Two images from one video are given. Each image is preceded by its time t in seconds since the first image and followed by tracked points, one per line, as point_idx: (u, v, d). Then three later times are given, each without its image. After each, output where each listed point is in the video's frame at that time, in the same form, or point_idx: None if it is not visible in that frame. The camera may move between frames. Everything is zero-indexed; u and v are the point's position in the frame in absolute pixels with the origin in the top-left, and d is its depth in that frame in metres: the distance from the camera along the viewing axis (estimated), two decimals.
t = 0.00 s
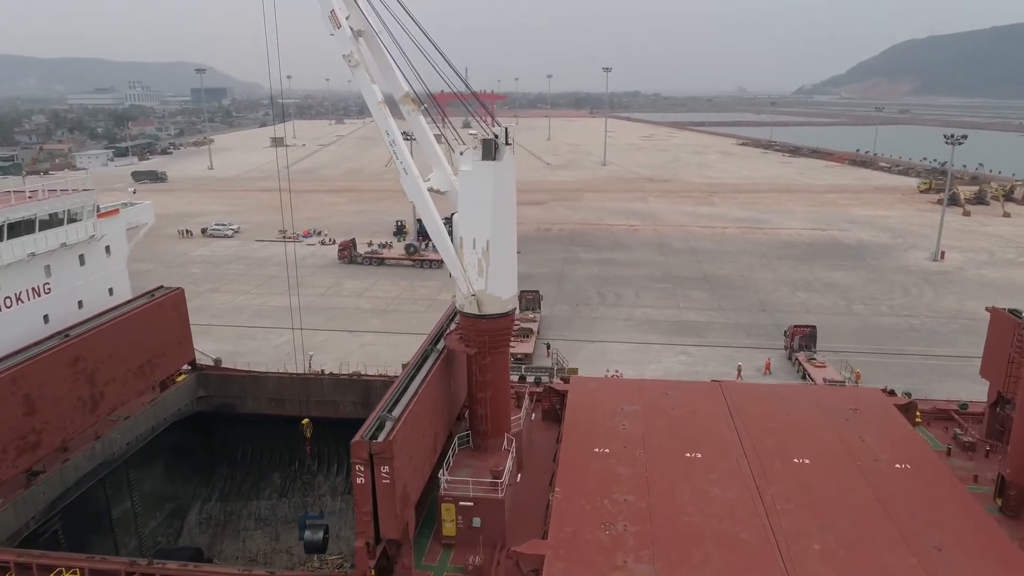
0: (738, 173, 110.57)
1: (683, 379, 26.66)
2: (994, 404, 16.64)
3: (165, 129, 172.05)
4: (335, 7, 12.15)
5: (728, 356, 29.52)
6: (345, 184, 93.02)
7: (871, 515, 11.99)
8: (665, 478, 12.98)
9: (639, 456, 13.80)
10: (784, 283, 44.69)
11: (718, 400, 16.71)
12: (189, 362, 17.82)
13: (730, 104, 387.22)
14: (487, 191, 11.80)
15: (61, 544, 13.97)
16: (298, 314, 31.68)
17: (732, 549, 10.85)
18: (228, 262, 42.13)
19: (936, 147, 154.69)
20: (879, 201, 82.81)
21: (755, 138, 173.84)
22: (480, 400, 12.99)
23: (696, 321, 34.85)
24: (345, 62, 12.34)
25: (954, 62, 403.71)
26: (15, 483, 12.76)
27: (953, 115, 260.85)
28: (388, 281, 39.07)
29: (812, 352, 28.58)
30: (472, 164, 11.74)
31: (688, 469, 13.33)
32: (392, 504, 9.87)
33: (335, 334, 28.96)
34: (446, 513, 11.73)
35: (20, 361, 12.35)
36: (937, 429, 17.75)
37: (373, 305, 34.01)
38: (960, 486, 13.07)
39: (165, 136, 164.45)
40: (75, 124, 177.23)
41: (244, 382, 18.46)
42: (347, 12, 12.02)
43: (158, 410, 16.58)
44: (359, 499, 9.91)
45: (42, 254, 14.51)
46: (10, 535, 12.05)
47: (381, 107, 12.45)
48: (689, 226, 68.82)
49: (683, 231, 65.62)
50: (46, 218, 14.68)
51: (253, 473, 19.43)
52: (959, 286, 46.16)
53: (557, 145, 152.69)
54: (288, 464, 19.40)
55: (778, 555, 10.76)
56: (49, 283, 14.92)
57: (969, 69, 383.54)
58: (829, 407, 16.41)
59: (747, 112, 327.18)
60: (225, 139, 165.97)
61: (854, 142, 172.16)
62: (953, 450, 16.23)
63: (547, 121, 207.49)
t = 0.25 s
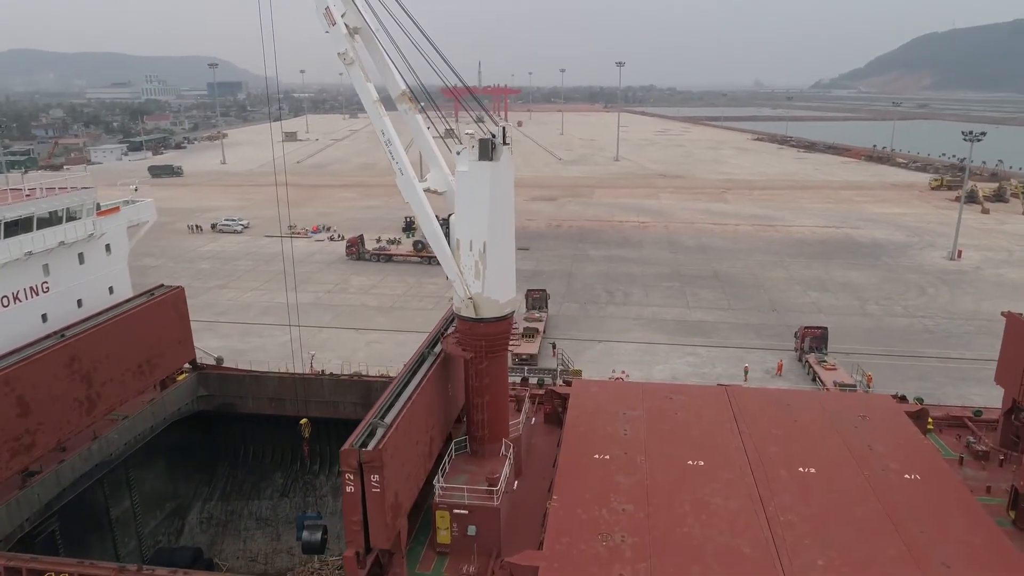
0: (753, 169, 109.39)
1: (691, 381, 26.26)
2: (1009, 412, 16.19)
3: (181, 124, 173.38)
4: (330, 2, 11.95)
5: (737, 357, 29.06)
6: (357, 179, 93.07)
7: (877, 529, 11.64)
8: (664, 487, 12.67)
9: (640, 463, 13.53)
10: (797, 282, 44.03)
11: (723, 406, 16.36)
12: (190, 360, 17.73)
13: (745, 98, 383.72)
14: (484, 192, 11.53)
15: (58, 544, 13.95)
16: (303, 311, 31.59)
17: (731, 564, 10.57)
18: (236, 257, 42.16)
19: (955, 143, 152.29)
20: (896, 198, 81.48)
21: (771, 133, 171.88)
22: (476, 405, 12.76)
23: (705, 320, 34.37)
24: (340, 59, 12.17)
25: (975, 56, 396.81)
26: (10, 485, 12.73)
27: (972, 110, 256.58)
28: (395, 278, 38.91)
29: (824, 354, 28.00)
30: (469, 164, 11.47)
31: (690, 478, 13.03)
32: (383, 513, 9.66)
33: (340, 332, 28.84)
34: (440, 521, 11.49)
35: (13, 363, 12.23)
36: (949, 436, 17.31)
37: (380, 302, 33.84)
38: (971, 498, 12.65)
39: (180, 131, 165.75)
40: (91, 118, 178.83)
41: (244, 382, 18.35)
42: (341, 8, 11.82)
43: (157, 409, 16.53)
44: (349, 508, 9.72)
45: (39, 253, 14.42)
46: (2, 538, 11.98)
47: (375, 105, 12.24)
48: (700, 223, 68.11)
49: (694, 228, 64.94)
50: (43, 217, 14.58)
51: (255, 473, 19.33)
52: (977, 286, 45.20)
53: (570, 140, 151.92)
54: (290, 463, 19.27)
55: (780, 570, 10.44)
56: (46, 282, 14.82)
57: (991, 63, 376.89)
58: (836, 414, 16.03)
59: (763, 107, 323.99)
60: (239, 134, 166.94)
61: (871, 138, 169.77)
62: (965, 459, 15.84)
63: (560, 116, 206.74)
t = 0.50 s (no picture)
0: (768, 164, 108.01)
1: (699, 383, 25.88)
2: None
3: (195, 118, 174.22)
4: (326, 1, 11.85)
5: (746, 358, 28.62)
6: (368, 174, 92.97)
7: (884, 543, 11.28)
8: (666, 497, 12.39)
9: (641, 471, 13.25)
10: (810, 282, 43.33)
11: (729, 411, 16.01)
12: (191, 359, 17.69)
13: (761, 93, 379.35)
14: (481, 193, 11.28)
15: (55, 544, 13.95)
16: (310, 309, 31.54)
17: None
18: (246, 253, 42.26)
19: (976, 138, 149.49)
20: (914, 195, 80.05)
21: (787, 128, 169.66)
22: (474, 410, 12.53)
23: (715, 321, 33.91)
24: (336, 58, 12.05)
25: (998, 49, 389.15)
26: (7, 485, 12.71)
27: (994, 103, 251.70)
28: (403, 275, 38.76)
29: (835, 356, 27.49)
30: (466, 165, 11.24)
31: (691, 487, 12.74)
32: (373, 524, 9.48)
33: (346, 330, 28.76)
34: (435, 529, 11.31)
35: (9, 364, 12.17)
36: (963, 445, 16.87)
37: (387, 300, 33.70)
38: (984, 512, 12.21)
39: (195, 125, 166.84)
40: (109, 112, 180.78)
41: (244, 381, 18.26)
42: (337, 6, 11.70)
43: (157, 409, 16.49)
44: (337, 517, 9.53)
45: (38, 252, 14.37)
46: None
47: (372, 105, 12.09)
48: (713, 220, 67.40)
49: (707, 225, 64.24)
50: (42, 215, 14.51)
51: (256, 473, 19.24)
52: (995, 286, 44.24)
53: (583, 134, 150.87)
54: (292, 463, 19.16)
55: None
56: (45, 281, 14.78)
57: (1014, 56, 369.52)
58: (846, 422, 15.62)
59: (779, 100, 320.09)
60: (253, 128, 167.53)
61: (890, 133, 166.98)
62: (979, 470, 15.46)
63: (574, 110, 205.47)
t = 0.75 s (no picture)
0: (781, 160, 106.74)
1: (705, 385, 25.50)
2: None
3: (207, 112, 174.85)
4: None
5: (753, 360, 28.19)
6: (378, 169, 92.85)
7: (889, 559, 10.93)
8: (664, 508, 12.10)
9: (640, 480, 12.96)
10: (821, 281, 42.68)
11: (733, 417, 15.67)
12: (190, 359, 17.60)
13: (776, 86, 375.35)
14: (476, 195, 11.02)
15: (51, 546, 13.92)
16: (315, 306, 31.44)
17: None
18: (253, 248, 42.29)
19: (996, 133, 146.83)
20: (930, 192, 78.75)
21: (801, 123, 167.57)
22: (469, 416, 12.29)
23: (723, 320, 33.44)
24: (329, 56, 11.85)
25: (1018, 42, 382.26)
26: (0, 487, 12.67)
27: (1013, 97, 247.40)
28: (409, 272, 38.56)
29: (846, 359, 27.00)
30: (461, 166, 10.98)
31: (690, 498, 12.42)
32: (361, 535, 9.27)
33: (349, 328, 28.61)
34: (427, 538, 11.08)
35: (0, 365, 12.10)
36: (974, 454, 16.43)
37: (392, 297, 33.53)
38: (995, 526, 11.81)
39: (207, 119, 167.57)
40: (124, 106, 182.31)
41: (243, 381, 18.17)
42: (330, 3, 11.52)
43: (155, 409, 16.41)
44: (325, 528, 9.36)
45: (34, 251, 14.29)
46: None
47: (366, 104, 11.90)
48: (724, 216, 66.69)
49: (718, 222, 63.57)
50: (38, 214, 14.43)
51: (257, 473, 19.09)
52: (1013, 287, 43.33)
53: (594, 129, 149.91)
54: (293, 464, 18.99)
55: None
56: (42, 281, 14.71)
57: None
58: (853, 429, 15.24)
59: (794, 94, 316.38)
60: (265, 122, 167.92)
61: (907, 128, 164.47)
62: (990, 480, 15.11)
63: (585, 105, 204.30)
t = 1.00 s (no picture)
0: (791, 155, 105.74)
1: (708, 387, 25.16)
2: None
3: (217, 106, 175.31)
4: None
5: (758, 361, 27.81)
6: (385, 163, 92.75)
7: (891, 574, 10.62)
8: (661, 518, 11.83)
9: (636, 489, 12.69)
10: (829, 280, 42.16)
11: (734, 423, 15.35)
12: (187, 358, 17.50)
13: (788, 80, 372.00)
14: (467, 196, 10.76)
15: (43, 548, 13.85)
16: (317, 303, 31.33)
17: None
18: (257, 244, 42.23)
19: (1010, 128, 144.73)
20: (942, 189, 77.71)
21: (812, 117, 165.90)
22: (463, 422, 12.06)
23: (728, 320, 33.06)
24: (320, 54, 11.71)
25: None
26: None
27: None
28: (413, 268, 38.38)
29: (852, 360, 26.59)
30: (452, 167, 10.73)
31: (687, 508, 12.15)
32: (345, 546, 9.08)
33: (351, 326, 28.47)
34: (417, 547, 10.86)
35: None
36: (983, 462, 16.07)
37: (394, 294, 33.37)
38: (1001, 540, 11.46)
39: (217, 113, 168.13)
40: (134, 100, 183.14)
41: (240, 382, 18.06)
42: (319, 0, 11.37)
43: (149, 410, 16.29)
44: (310, 539, 9.18)
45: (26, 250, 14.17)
46: None
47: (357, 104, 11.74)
48: (732, 213, 66.08)
49: (726, 219, 63.00)
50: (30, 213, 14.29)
51: (254, 473, 18.94)
52: None
53: (603, 124, 149.13)
54: (290, 464, 18.83)
55: None
56: (35, 281, 14.59)
57: None
58: (858, 437, 14.88)
59: (805, 88, 313.48)
60: (274, 116, 168.17)
61: (920, 123, 162.44)
62: (998, 489, 14.79)
63: (595, 99, 203.27)
